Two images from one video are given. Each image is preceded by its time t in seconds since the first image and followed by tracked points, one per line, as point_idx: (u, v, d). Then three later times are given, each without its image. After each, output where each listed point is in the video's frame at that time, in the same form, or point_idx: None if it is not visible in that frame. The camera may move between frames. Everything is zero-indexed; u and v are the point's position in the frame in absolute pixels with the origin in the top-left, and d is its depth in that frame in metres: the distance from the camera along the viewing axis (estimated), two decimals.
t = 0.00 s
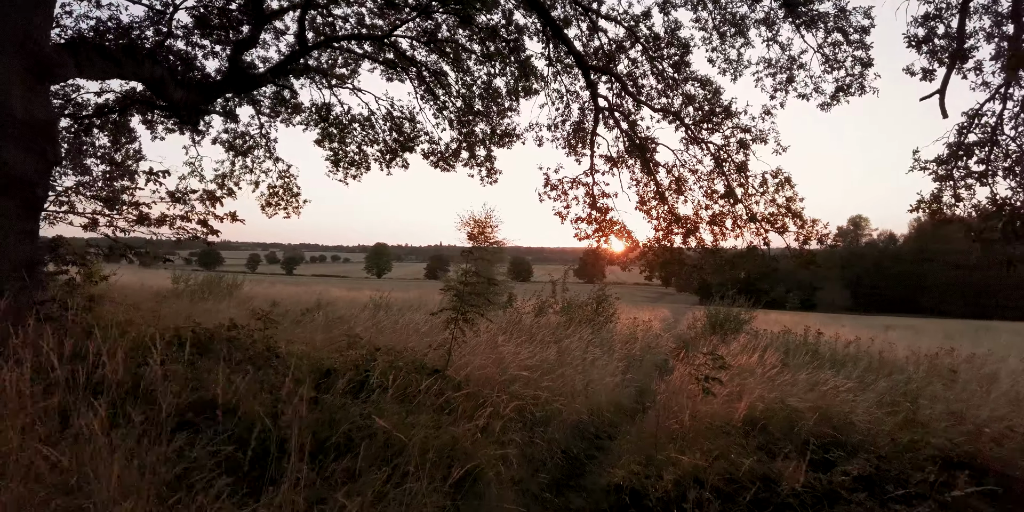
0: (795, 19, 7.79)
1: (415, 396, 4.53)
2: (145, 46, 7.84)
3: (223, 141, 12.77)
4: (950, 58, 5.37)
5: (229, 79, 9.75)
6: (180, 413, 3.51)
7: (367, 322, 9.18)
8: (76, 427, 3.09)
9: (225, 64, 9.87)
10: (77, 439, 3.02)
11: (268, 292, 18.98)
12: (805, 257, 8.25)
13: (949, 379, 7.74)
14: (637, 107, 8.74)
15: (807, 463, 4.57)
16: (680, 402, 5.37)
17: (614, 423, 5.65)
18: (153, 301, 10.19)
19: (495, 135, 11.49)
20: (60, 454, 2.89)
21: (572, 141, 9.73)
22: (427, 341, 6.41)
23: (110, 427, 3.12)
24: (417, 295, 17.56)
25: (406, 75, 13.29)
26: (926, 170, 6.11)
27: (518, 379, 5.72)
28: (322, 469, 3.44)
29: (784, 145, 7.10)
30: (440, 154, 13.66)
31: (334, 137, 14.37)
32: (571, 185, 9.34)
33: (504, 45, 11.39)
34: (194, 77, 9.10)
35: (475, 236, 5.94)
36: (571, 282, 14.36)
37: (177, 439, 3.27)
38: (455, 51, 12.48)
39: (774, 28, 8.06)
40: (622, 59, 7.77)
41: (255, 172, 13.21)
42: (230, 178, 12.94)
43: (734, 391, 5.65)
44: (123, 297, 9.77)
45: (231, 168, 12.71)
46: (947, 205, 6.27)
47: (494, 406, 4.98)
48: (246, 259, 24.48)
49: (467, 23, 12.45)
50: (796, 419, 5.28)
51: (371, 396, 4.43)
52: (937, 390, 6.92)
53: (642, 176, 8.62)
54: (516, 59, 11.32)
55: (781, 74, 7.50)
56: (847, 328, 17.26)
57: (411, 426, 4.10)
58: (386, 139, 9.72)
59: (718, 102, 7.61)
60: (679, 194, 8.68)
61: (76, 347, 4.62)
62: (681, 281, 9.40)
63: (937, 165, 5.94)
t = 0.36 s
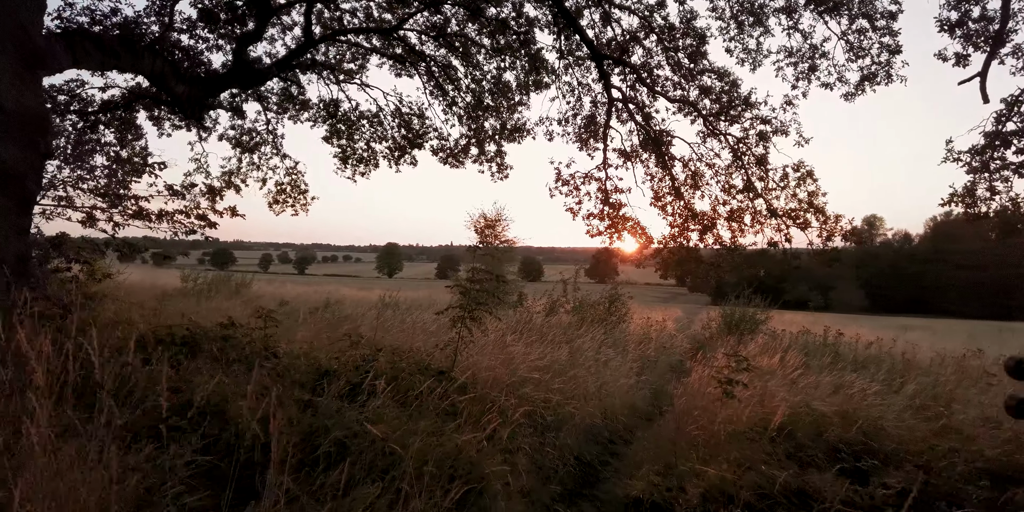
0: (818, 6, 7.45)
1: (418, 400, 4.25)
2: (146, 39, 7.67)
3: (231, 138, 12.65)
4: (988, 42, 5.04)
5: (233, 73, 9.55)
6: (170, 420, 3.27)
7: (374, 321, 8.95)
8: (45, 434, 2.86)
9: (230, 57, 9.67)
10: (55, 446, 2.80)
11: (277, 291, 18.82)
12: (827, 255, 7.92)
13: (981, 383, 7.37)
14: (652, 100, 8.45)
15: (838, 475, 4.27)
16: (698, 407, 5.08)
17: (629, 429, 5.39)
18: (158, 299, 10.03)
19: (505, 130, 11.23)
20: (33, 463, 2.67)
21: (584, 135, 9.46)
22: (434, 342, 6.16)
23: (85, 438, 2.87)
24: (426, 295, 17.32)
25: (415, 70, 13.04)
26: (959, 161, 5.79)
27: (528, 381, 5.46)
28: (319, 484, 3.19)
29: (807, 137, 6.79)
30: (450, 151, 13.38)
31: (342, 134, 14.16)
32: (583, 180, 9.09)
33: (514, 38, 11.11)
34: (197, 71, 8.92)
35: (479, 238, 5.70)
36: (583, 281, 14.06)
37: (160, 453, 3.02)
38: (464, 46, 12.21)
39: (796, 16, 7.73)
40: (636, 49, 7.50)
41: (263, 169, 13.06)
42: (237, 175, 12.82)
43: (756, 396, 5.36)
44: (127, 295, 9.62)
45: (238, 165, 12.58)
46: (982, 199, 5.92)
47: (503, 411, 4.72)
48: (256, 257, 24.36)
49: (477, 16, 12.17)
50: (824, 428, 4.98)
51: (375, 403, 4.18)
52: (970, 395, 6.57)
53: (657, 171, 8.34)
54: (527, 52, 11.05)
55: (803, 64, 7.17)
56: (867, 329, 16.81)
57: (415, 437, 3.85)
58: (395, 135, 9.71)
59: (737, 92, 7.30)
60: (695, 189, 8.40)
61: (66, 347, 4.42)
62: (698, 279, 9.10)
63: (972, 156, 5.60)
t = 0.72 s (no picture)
0: None
1: (422, 409, 4.01)
2: (143, 29, 7.47)
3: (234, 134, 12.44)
4: None
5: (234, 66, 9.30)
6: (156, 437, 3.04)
7: (379, 321, 8.70)
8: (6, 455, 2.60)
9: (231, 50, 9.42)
10: (23, 477, 2.58)
11: (283, 290, 18.61)
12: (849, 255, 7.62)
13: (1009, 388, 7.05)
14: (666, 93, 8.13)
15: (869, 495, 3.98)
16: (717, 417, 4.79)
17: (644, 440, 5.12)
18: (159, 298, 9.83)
19: (513, 126, 10.94)
20: (2, 490, 2.44)
21: (596, 131, 9.15)
22: (439, 344, 5.90)
23: (47, 492, 2.67)
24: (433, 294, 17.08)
25: (421, 65, 12.74)
26: (994, 156, 5.48)
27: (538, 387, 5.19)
28: (317, 507, 2.96)
29: (829, 131, 6.48)
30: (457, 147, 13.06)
31: (348, 130, 13.86)
32: (595, 176, 8.79)
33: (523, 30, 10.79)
34: (197, 64, 8.69)
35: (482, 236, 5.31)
36: (593, 281, 13.77)
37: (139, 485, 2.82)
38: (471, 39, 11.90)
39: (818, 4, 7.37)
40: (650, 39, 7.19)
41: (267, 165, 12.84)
42: (242, 171, 12.63)
43: (778, 405, 5.08)
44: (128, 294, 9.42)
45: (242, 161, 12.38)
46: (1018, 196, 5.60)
47: (511, 421, 4.47)
48: (264, 256, 24.18)
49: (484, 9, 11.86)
50: (852, 440, 4.72)
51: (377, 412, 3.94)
52: (1001, 402, 6.25)
53: (671, 166, 8.02)
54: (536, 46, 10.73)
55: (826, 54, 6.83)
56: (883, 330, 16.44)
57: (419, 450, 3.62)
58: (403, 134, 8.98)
59: (756, 85, 6.99)
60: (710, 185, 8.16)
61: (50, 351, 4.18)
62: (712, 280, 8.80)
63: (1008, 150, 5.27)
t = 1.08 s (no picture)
0: None
1: (417, 411, 3.74)
2: (133, 15, 7.25)
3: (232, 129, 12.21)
4: None
5: (229, 58, 9.05)
6: (122, 442, 2.77)
7: (378, 320, 8.42)
8: None
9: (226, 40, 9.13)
10: None
11: (285, 289, 18.38)
12: (866, 250, 7.32)
13: None
14: (675, 83, 7.82)
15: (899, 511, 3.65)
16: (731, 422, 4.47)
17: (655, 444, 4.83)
18: (153, 295, 9.57)
19: (517, 119, 10.65)
20: None
21: (601, 123, 8.85)
22: (437, 343, 5.62)
23: None
24: (436, 294, 16.78)
25: (423, 59, 12.44)
26: None
27: (538, 390, 4.88)
28: None
29: (847, 119, 6.18)
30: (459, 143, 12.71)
31: (349, 126, 13.53)
32: (601, 169, 8.49)
33: (526, 22, 10.48)
34: (190, 55, 8.44)
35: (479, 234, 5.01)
36: (598, 279, 13.48)
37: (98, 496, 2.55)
38: (474, 31, 11.59)
39: None
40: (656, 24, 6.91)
41: (265, 161, 12.58)
42: (240, 167, 12.41)
43: (796, 407, 4.79)
44: (121, 292, 9.17)
45: (240, 156, 12.15)
46: None
47: (513, 425, 4.19)
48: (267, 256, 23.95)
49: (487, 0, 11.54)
50: (877, 445, 4.42)
51: (367, 415, 3.66)
52: None
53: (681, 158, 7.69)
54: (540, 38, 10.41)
55: (844, 38, 6.48)
56: (896, 331, 16.06)
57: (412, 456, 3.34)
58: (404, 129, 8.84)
59: (769, 72, 6.69)
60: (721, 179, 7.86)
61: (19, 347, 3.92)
62: (722, 277, 8.49)
63: None
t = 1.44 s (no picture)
0: None
1: (411, 426, 3.47)
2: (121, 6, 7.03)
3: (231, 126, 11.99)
4: None
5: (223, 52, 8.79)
6: (80, 465, 2.50)
7: (379, 321, 8.20)
8: None
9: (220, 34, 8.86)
10: None
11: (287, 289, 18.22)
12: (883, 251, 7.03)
13: None
14: (683, 76, 7.53)
15: None
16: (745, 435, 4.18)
17: (665, 454, 4.56)
18: (148, 296, 9.36)
19: (521, 115, 10.38)
20: None
21: (608, 118, 8.58)
22: (436, 347, 5.36)
23: None
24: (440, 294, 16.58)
25: (425, 55, 12.15)
26: None
27: (540, 398, 4.61)
28: None
29: (866, 112, 5.89)
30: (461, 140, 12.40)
31: (350, 123, 13.26)
32: (607, 166, 8.23)
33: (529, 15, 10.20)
34: (184, 49, 8.21)
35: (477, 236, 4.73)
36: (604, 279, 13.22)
37: None
38: (477, 25, 11.29)
39: None
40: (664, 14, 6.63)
41: (264, 159, 12.35)
42: (238, 165, 12.20)
43: (813, 419, 4.49)
44: (116, 292, 8.97)
45: (238, 155, 11.93)
46: None
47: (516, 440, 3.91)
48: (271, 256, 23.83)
49: None
50: (906, 461, 4.14)
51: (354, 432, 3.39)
52: None
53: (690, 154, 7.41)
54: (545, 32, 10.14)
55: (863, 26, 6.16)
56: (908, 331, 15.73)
57: (403, 478, 3.09)
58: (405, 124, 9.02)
59: (784, 63, 6.40)
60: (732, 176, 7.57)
61: None
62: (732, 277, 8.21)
63: None
